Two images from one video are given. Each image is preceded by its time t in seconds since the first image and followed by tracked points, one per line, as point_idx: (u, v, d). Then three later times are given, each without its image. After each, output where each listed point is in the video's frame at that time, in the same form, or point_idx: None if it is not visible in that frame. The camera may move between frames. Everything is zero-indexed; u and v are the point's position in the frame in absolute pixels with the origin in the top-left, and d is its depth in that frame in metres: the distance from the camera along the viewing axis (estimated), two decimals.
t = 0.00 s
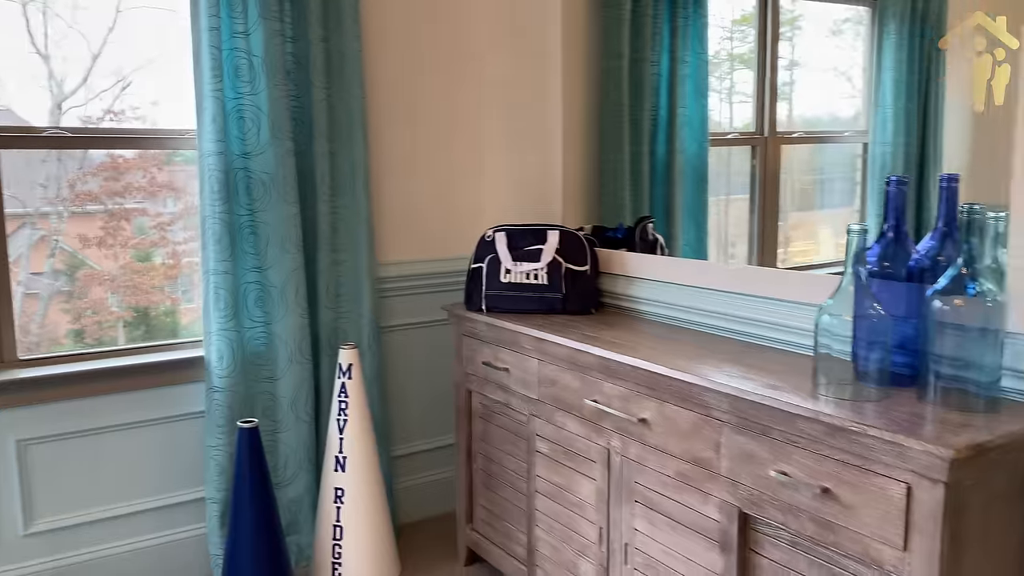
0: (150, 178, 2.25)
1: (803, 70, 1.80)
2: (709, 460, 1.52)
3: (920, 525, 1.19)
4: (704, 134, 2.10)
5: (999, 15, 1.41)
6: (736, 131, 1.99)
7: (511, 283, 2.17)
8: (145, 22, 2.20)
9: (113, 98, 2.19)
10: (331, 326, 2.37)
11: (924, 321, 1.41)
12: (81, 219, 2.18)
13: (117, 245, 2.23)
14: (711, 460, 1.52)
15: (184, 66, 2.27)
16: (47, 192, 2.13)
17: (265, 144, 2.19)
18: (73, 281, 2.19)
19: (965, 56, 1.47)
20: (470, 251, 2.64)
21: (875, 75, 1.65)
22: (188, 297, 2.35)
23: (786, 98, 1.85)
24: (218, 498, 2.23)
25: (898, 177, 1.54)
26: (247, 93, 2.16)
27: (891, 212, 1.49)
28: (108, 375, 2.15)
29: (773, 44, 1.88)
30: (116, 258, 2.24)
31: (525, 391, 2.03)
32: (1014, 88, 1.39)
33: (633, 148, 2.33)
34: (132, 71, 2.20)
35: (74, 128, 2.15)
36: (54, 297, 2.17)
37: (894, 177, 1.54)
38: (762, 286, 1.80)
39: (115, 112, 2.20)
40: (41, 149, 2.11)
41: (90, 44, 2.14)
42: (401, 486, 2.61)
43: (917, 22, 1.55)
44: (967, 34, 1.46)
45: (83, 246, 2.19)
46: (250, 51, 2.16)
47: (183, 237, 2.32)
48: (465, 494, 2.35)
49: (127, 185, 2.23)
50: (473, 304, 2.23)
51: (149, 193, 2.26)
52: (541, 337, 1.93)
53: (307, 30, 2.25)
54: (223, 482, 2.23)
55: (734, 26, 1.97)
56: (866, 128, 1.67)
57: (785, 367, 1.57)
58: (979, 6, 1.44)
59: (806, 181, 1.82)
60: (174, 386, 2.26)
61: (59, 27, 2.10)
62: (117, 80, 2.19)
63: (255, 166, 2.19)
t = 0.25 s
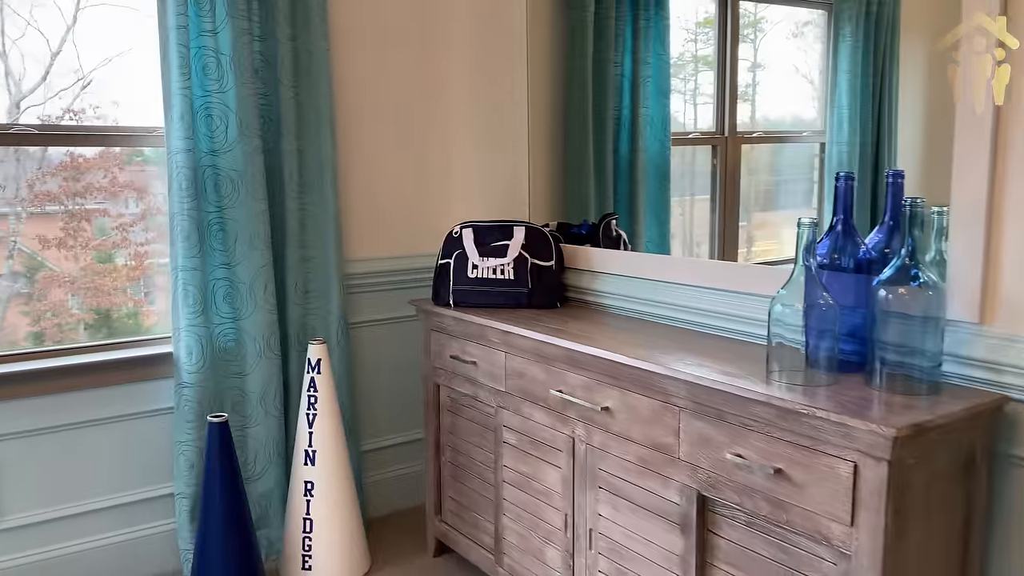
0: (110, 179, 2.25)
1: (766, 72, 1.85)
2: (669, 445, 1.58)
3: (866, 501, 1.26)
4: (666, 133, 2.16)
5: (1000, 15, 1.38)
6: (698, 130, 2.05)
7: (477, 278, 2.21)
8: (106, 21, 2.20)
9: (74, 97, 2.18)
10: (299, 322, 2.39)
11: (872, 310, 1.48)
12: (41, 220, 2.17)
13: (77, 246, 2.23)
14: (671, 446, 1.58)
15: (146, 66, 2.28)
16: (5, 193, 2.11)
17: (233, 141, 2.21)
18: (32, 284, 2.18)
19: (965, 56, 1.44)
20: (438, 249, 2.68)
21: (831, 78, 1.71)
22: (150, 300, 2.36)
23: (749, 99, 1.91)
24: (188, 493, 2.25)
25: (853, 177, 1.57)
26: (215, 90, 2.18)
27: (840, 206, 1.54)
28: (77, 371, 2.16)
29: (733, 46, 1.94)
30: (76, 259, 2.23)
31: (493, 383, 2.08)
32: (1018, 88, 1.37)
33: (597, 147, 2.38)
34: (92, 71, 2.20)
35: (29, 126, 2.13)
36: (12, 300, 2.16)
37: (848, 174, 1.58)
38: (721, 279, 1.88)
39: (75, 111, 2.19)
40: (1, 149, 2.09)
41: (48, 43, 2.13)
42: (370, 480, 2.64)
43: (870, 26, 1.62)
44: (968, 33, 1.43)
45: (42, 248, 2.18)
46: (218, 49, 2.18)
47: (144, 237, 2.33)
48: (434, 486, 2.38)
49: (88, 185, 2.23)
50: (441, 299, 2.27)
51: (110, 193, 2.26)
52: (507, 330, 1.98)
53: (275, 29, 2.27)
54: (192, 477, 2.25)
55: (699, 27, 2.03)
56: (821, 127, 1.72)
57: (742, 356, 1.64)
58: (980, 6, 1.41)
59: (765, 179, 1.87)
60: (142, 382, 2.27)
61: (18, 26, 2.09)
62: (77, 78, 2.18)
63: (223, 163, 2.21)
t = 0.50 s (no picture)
0: (85, 179, 2.27)
1: (742, 73, 1.89)
2: (637, 429, 1.65)
3: (821, 477, 1.33)
4: (639, 133, 2.21)
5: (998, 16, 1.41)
6: (671, 132, 2.09)
7: (454, 272, 2.27)
8: (81, 20, 2.23)
9: (47, 95, 2.20)
10: (279, 316, 2.44)
11: (828, 299, 1.56)
12: (14, 220, 2.19)
13: (51, 247, 2.25)
14: (639, 430, 1.65)
15: (121, 64, 2.31)
16: None
17: (213, 138, 2.25)
18: (5, 284, 2.19)
19: (965, 56, 1.46)
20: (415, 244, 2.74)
21: (800, 81, 1.79)
22: (125, 301, 2.39)
23: (726, 100, 1.95)
24: (169, 484, 2.29)
25: (806, 167, 1.68)
26: (195, 88, 2.22)
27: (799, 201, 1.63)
28: (59, 365, 2.19)
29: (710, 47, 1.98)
30: (49, 258, 2.25)
31: (469, 374, 2.14)
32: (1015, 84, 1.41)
33: (572, 145, 2.44)
34: (65, 69, 2.22)
35: None
36: None
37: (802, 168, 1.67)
38: (688, 271, 1.96)
39: (48, 110, 2.21)
40: None
41: (21, 42, 2.15)
42: (349, 472, 2.68)
43: (839, 28, 1.70)
44: (966, 33, 1.45)
45: (16, 248, 2.20)
46: (198, 48, 2.22)
47: (118, 238, 2.35)
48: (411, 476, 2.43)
49: (61, 185, 2.25)
50: (419, 292, 2.32)
51: (83, 194, 2.28)
52: (483, 321, 2.04)
53: (254, 27, 2.32)
54: (174, 468, 2.28)
55: (675, 29, 2.06)
56: (792, 128, 1.80)
57: (707, 343, 1.71)
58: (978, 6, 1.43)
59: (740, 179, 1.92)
60: (124, 375, 2.31)
61: None
62: (50, 77, 2.20)
63: (203, 160, 2.25)
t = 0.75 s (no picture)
0: (72, 178, 2.32)
1: (730, 74, 1.94)
2: (618, 411, 1.72)
3: (791, 452, 1.40)
4: (623, 129, 2.28)
5: (999, 16, 1.43)
6: (657, 129, 2.16)
7: (442, 264, 2.33)
8: (70, 19, 2.27)
9: (35, 93, 2.24)
10: (271, 308, 2.50)
11: (799, 286, 1.63)
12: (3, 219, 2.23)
13: (39, 246, 2.29)
14: (620, 412, 1.72)
15: (111, 62, 2.35)
16: None
17: (207, 133, 2.30)
18: None
19: (965, 55, 1.48)
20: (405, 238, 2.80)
21: (781, 80, 1.84)
22: (114, 301, 2.42)
23: (714, 101, 1.99)
24: (164, 471, 2.34)
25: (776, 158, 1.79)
26: (189, 84, 2.27)
27: (773, 191, 1.70)
28: (55, 354, 2.24)
29: (698, 48, 2.02)
30: (37, 259, 2.29)
31: (456, 362, 2.21)
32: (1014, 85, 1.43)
33: (557, 141, 2.51)
34: (54, 68, 2.26)
35: None
36: None
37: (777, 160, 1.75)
38: (670, 262, 2.03)
39: (35, 108, 2.24)
40: None
41: (9, 41, 2.19)
42: (340, 461, 2.74)
43: (819, 28, 1.76)
44: (967, 32, 1.47)
45: (4, 247, 2.24)
46: (192, 45, 2.27)
47: (107, 237, 2.40)
48: (401, 463, 2.50)
49: (49, 184, 2.29)
50: (408, 283, 2.39)
51: (71, 193, 2.32)
52: (470, 311, 2.10)
53: (247, 25, 2.37)
54: (168, 455, 2.34)
55: (662, 30, 2.12)
56: (774, 127, 1.85)
57: (685, 329, 1.78)
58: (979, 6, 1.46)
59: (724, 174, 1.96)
60: (119, 364, 2.36)
61: None
62: (38, 76, 2.24)
63: (197, 154, 2.30)
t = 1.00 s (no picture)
0: (68, 177, 2.35)
1: (725, 74, 1.98)
2: (611, 398, 1.78)
3: (776, 434, 1.46)
4: (617, 127, 2.34)
5: (999, 16, 1.47)
6: (650, 127, 2.21)
7: (439, 258, 2.39)
8: (66, 19, 2.30)
9: (31, 92, 2.27)
10: (272, 300, 2.55)
11: (785, 277, 1.69)
12: None
13: (35, 245, 2.32)
14: (613, 398, 1.78)
15: (108, 61, 2.38)
16: None
17: (210, 128, 2.36)
18: None
19: (966, 55, 1.52)
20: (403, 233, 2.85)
21: (773, 80, 1.89)
22: (109, 300, 2.46)
23: (710, 101, 2.03)
24: (166, 460, 2.39)
25: (766, 154, 1.83)
26: (193, 81, 2.32)
27: (759, 185, 1.76)
28: (62, 345, 2.29)
29: (694, 49, 2.07)
30: (32, 258, 2.32)
31: (454, 353, 2.26)
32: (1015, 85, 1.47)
33: (553, 138, 2.56)
34: (50, 67, 2.29)
35: None
36: None
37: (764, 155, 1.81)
38: (661, 255, 2.10)
39: (31, 107, 2.27)
40: None
41: (5, 40, 2.22)
42: (339, 451, 2.79)
43: (811, 27, 1.81)
44: (967, 32, 1.52)
45: None
46: (195, 43, 2.32)
47: (103, 236, 2.43)
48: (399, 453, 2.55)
49: (45, 182, 2.32)
50: (406, 276, 2.44)
51: (67, 192, 2.36)
52: (467, 302, 2.16)
53: (249, 24, 2.43)
54: (171, 444, 2.39)
55: (659, 30, 2.17)
56: (766, 125, 1.90)
57: (676, 319, 1.84)
58: (979, 6, 1.50)
59: (716, 176, 2.02)
60: (123, 354, 2.41)
61: None
62: (35, 75, 2.27)
63: (200, 150, 2.36)
